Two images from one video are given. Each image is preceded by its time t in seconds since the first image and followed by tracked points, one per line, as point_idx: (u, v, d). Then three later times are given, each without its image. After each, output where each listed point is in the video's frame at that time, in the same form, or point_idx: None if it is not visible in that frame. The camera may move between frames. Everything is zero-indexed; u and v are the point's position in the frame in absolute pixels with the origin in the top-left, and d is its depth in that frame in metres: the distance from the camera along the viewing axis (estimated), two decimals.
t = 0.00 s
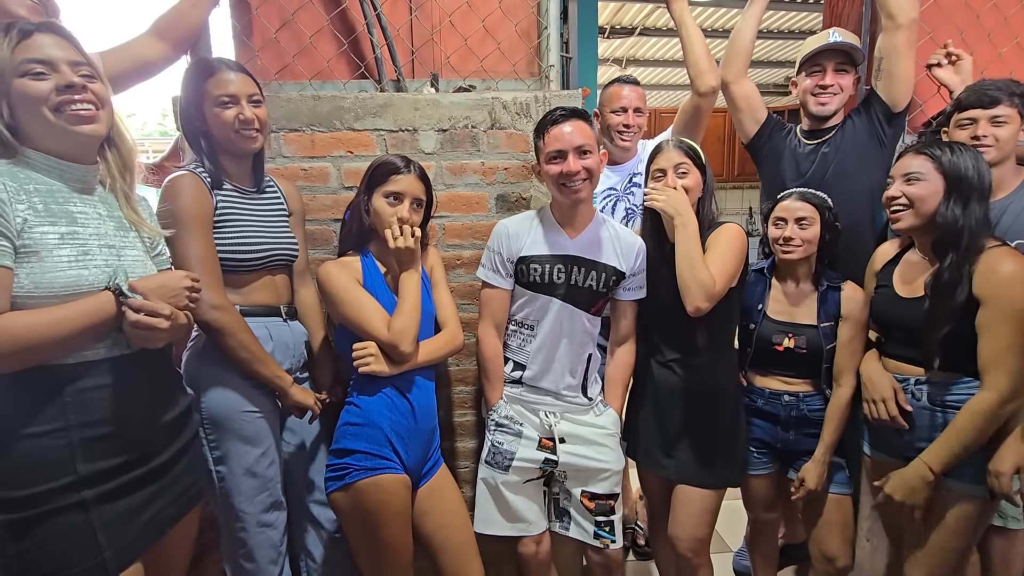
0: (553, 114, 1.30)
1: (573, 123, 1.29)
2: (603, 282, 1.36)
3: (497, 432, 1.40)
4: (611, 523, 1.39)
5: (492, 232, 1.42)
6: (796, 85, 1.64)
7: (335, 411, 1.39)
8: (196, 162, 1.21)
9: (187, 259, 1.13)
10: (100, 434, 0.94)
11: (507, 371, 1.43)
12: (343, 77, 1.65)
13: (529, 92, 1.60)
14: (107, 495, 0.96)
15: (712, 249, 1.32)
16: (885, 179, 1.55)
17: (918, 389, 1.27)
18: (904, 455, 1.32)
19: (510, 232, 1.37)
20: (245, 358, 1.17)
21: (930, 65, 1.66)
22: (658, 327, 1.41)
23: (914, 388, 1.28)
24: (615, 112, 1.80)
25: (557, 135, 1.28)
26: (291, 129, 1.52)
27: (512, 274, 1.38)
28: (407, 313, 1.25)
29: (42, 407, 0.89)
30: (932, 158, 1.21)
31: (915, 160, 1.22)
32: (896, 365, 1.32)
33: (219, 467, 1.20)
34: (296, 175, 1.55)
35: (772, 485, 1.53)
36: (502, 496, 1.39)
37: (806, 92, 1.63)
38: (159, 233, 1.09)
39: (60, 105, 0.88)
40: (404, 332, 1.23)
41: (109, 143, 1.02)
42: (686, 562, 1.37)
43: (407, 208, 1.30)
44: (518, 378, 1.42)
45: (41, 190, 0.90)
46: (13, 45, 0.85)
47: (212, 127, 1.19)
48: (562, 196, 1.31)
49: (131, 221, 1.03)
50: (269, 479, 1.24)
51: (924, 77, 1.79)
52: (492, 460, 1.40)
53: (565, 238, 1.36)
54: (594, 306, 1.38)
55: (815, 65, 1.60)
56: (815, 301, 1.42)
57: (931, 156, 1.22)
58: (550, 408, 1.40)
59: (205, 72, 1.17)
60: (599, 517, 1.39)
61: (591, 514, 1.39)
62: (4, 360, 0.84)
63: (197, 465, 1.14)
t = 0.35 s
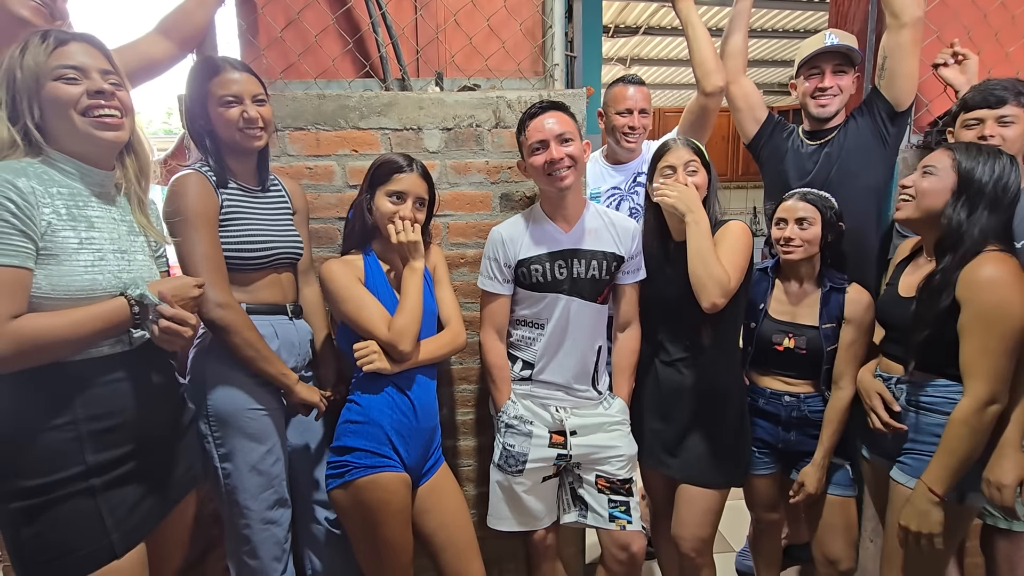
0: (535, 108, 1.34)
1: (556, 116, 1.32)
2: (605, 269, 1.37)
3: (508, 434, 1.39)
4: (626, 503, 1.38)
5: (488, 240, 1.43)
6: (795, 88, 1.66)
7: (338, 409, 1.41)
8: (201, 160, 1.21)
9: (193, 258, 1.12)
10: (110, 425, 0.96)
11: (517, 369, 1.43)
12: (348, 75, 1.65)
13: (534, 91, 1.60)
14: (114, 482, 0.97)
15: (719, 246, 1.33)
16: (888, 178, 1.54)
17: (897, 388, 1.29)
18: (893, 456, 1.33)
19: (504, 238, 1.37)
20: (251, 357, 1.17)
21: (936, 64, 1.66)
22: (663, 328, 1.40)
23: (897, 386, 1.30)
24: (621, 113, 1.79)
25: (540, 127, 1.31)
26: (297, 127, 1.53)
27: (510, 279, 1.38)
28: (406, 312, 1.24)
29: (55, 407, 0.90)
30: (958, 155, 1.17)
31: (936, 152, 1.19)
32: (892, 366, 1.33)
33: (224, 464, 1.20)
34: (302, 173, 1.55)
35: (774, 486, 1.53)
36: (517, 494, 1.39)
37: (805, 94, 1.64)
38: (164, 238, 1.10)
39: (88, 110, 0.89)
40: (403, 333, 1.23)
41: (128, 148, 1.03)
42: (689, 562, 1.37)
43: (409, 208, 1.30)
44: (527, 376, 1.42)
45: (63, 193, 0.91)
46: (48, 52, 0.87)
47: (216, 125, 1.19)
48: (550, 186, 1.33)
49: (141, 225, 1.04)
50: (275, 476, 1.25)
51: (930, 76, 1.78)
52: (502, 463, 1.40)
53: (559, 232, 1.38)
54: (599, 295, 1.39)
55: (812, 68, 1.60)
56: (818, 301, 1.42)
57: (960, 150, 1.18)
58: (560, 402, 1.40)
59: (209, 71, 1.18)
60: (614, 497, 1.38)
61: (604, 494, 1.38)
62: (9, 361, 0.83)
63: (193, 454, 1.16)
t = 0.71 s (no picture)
0: (528, 108, 1.34)
1: (550, 115, 1.31)
2: (606, 265, 1.37)
3: (507, 436, 1.39)
4: (615, 504, 1.37)
5: (487, 242, 1.42)
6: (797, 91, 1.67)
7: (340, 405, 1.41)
8: (205, 158, 1.21)
9: (196, 254, 1.12)
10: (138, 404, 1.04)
11: (519, 369, 1.43)
12: (350, 72, 1.65)
13: (536, 88, 1.59)
14: (109, 467, 0.99)
15: (720, 242, 1.33)
16: (893, 178, 1.54)
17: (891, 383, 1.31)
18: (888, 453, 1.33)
19: (502, 241, 1.37)
20: (255, 352, 1.18)
21: (942, 62, 1.65)
22: (663, 328, 1.39)
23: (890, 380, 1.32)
24: (620, 115, 1.79)
25: (533, 125, 1.31)
26: (299, 124, 1.52)
27: (511, 281, 1.38)
28: (407, 308, 1.24)
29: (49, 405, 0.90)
30: (971, 155, 1.11)
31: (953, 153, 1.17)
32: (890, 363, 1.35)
33: (227, 460, 1.20)
34: (304, 170, 1.55)
35: (775, 484, 1.53)
36: (517, 495, 1.40)
37: (804, 97, 1.65)
38: (165, 234, 1.10)
39: (80, 114, 0.76)
40: (404, 329, 1.24)
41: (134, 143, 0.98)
42: (691, 560, 1.37)
43: (404, 205, 1.30)
44: (529, 376, 1.41)
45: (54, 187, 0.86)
46: (53, 52, 0.77)
47: (218, 122, 1.18)
48: (549, 183, 1.33)
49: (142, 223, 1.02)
50: (277, 473, 1.25)
51: (935, 75, 1.77)
52: (504, 467, 1.41)
53: (556, 229, 1.37)
54: (603, 290, 1.38)
55: (811, 71, 1.62)
56: (821, 300, 1.42)
57: (979, 151, 1.11)
58: (563, 401, 1.39)
59: (212, 66, 1.17)
60: (604, 498, 1.38)
61: (596, 493, 1.39)
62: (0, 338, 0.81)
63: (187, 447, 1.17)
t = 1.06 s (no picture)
0: (527, 107, 1.34)
1: (551, 114, 1.31)
2: (603, 265, 1.36)
3: (502, 434, 1.39)
4: (611, 506, 1.37)
5: (486, 241, 1.43)
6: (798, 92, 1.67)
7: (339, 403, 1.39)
8: (207, 155, 1.21)
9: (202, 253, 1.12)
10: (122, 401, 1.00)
11: (515, 367, 1.43)
12: (351, 70, 1.65)
13: (538, 87, 1.59)
14: (96, 464, 0.96)
15: (715, 241, 1.33)
16: (894, 178, 1.53)
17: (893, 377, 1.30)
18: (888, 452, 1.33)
19: (500, 238, 1.37)
20: (256, 351, 1.17)
21: (944, 62, 1.64)
22: (659, 326, 1.39)
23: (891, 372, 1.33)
24: (621, 113, 1.78)
25: (533, 124, 1.31)
26: (300, 122, 1.52)
27: (509, 279, 1.39)
28: (407, 308, 1.24)
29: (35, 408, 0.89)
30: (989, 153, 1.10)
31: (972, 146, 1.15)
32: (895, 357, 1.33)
33: (228, 458, 1.20)
34: (305, 169, 1.55)
35: (776, 484, 1.53)
36: (514, 494, 1.39)
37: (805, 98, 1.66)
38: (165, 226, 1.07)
39: (68, 112, 0.87)
40: (403, 329, 1.23)
41: (125, 142, 1.00)
42: (692, 560, 1.37)
43: (404, 202, 1.29)
44: (526, 374, 1.41)
45: (43, 186, 0.89)
46: (38, 52, 0.86)
47: (220, 120, 1.19)
48: (548, 182, 1.33)
49: (138, 216, 1.01)
50: (278, 471, 1.25)
51: (938, 74, 1.76)
52: (501, 465, 1.41)
53: (555, 229, 1.37)
54: (600, 290, 1.37)
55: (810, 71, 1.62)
56: (821, 300, 1.41)
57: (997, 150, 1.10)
58: (560, 400, 1.39)
59: (213, 63, 1.17)
60: (600, 499, 1.38)
61: (592, 494, 1.39)
62: None
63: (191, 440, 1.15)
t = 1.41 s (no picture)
0: (527, 110, 1.34)
1: (550, 117, 1.32)
2: (604, 266, 1.37)
3: (507, 436, 1.40)
4: (619, 506, 1.37)
5: (486, 243, 1.43)
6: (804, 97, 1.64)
7: (341, 406, 1.39)
8: (213, 159, 1.22)
9: (205, 256, 1.12)
10: (124, 402, 1.00)
11: (518, 369, 1.43)
12: (354, 74, 1.66)
13: (539, 91, 1.60)
14: (102, 465, 0.97)
15: (709, 246, 1.32)
16: (895, 181, 1.53)
17: (896, 386, 1.30)
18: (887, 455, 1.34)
19: (501, 240, 1.38)
20: (259, 356, 1.18)
21: (945, 65, 1.64)
22: (659, 328, 1.40)
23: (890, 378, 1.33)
24: (624, 115, 1.79)
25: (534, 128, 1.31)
26: (303, 126, 1.53)
27: (510, 281, 1.39)
28: (408, 312, 1.24)
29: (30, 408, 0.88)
30: (1001, 154, 1.09)
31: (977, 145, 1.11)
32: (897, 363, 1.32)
33: (230, 460, 1.21)
34: (308, 172, 1.56)
35: (777, 487, 1.53)
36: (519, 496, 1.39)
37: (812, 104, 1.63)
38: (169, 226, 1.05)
39: (72, 122, 0.82)
40: (404, 332, 1.24)
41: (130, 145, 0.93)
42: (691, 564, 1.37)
43: (407, 204, 1.30)
44: (528, 376, 1.42)
45: (52, 192, 0.87)
46: (41, 59, 0.80)
47: (226, 125, 1.20)
48: (547, 185, 1.33)
49: (143, 222, 0.98)
50: (281, 472, 1.26)
51: (938, 77, 1.77)
52: (505, 467, 1.41)
53: (555, 231, 1.38)
54: (601, 292, 1.38)
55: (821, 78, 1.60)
56: (821, 302, 1.42)
57: (1005, 151, 1.10)
58: (563, 402, 1.39)
59: (215, 67, 1.18)
60: (607, 500, 1.38)
61: (599, 495, 1.39)
62: None
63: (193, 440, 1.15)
